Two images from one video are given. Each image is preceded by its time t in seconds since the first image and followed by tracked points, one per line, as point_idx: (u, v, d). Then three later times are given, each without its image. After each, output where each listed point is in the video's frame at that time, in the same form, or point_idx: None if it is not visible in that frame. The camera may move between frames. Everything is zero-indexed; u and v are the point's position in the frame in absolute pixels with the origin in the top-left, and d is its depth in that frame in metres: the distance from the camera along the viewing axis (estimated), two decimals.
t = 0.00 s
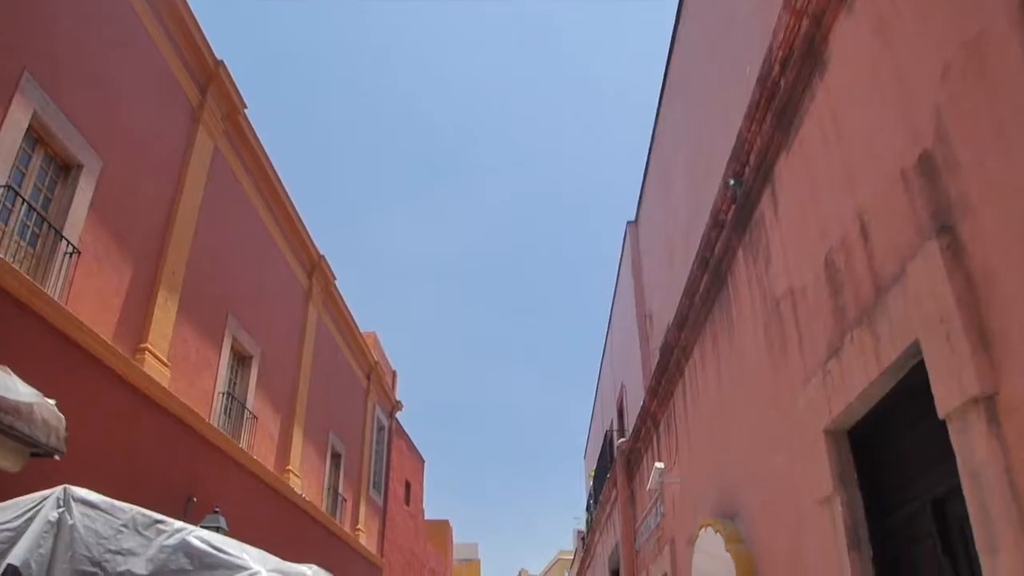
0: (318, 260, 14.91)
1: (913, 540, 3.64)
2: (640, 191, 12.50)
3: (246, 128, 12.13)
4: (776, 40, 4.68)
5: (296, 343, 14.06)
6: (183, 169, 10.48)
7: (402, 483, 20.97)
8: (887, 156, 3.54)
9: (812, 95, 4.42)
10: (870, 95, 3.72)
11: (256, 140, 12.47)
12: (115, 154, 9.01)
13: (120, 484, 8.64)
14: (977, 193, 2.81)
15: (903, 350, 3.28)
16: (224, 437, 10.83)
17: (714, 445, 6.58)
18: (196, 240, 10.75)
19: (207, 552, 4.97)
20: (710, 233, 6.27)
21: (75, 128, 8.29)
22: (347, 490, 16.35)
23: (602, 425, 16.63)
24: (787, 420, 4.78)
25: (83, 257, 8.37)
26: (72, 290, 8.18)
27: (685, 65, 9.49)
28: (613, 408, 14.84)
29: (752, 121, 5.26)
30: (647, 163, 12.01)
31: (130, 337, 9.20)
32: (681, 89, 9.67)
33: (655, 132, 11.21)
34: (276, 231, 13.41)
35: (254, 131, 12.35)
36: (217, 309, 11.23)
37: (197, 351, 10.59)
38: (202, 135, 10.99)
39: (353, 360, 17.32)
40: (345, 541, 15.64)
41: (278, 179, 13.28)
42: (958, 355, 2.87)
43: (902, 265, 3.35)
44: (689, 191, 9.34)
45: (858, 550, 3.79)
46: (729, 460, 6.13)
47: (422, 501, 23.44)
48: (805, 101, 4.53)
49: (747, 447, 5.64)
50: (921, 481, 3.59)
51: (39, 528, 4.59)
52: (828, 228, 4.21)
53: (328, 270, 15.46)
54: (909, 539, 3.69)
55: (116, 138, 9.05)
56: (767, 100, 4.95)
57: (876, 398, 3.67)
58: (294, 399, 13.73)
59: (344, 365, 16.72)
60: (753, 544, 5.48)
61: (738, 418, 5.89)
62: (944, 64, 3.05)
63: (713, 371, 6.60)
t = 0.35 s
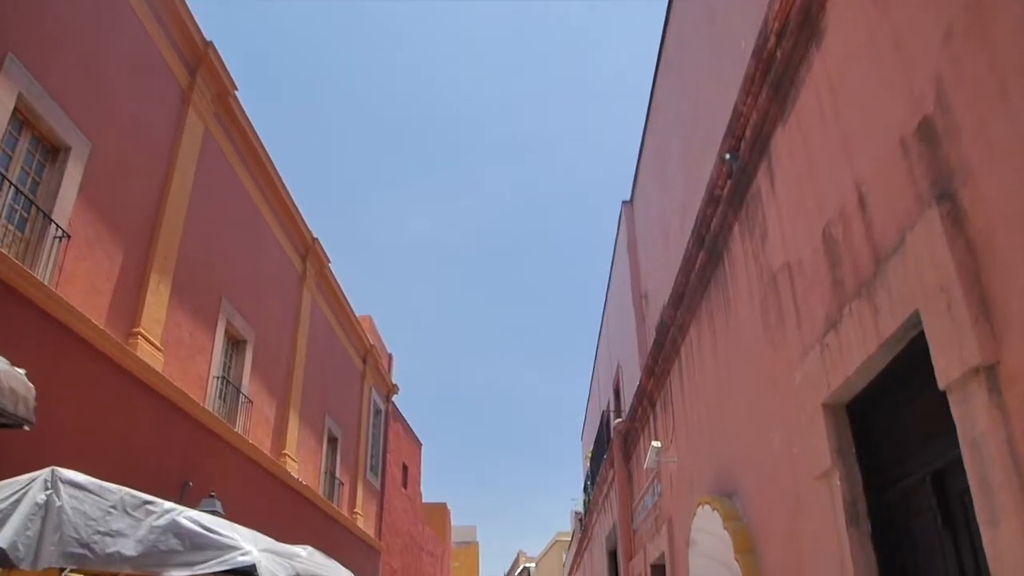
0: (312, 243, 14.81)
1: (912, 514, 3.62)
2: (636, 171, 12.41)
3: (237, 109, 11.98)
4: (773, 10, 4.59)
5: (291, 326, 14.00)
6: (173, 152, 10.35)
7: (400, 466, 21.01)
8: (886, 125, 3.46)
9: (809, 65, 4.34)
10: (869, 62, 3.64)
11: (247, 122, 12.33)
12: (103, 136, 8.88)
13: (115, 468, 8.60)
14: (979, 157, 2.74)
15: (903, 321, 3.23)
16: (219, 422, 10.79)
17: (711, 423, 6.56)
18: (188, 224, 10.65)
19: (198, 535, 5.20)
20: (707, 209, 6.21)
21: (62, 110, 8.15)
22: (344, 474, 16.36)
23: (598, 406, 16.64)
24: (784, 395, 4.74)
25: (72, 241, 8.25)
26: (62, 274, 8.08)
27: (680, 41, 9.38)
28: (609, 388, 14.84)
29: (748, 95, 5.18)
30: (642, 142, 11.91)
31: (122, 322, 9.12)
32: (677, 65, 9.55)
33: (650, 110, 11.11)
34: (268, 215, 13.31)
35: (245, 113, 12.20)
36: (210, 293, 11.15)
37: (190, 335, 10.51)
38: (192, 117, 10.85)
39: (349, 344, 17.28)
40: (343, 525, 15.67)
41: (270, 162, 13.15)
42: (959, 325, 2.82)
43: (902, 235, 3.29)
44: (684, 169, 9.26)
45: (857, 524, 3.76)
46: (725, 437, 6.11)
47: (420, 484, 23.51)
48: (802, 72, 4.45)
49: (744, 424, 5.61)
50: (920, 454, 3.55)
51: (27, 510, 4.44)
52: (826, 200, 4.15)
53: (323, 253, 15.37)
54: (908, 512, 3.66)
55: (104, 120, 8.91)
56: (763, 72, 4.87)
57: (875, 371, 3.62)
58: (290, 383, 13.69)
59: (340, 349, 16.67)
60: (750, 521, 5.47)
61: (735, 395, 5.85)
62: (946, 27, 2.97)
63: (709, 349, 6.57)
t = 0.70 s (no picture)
0: (311, 226, 14.75)
1: (914, 494, 3.58)
2: (637, 152, 12.33)
3: (234, 91, 11.88)
4: None
5: (291, 310, 13.97)
6: (170, 133, 10.26)
7: (401, 450, 21.04)
8: (892, 98, 3.39)
9: (813, 39, 4.27)
10: (874, 35, 3.56)
11: (245, 104, 12.23)
12: (99, 116, 8.80)
13: (115, 450, 8.59)
14: (987, 129, 2.67)
15: (908, 298, 3.18)
16: (219, 404, 10.78)
17: (712, 405, 6.53)
18: (186, 206, 10.58)
19: (193, 512, 5.09)
20: (708, 188, 6.16)
21: (56, 90, 8.06)
22: (345, 458, 16.38)
23: (599, 389, 16.65)
24: (786, 376, 4.71)
25: (68, 222, 8.19)
26: (58, 256, 8.03)
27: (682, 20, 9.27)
28: (610, 371, 14.83)
29: (751, 71, 5.12)
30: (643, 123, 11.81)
31: (121, 304, 9.08)
32: (678, 45, 9.45)
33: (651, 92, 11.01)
34: (267, 197, 13.24)
35: (243, 94, 12.10)
36: (209, 276, 11.10)
37: (189, 318, 10.47)
38: (190, 98, 10.76)
39: (349, 328, 17.26)
40: (344, 508, 15.71)
41: (269, 144, 13.07)
42: (965, 301, 2.77)
43: (907, 210, 3.23)
44: (686, 149, 9.18)
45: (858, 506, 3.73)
46: (726, 418, 6.08)
47: (420, 468, 23.56)
48: (805, 46, 4.38)
49: (745, 405, 5.58)
50: (923, 434, 3.51)
51: (19, 489, 4.33)
52: (829, 177, 4.09)
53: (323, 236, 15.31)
54: (910, 493, 3.62)
55: (100, 100, 8.82)
56: (766, 48, 4.79)
57: (878, 349, 3.57)
58: (290, 366, 13.67)
59: (340, 332, 16.66)
60: (750, 502, 5.44)
61: (736, 376, 5.81)
62: None
63: (710, 329, 6.52)
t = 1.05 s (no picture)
0: (307, 211, 14.66)
1: (911, 479, 3.55)
2: (634, 138, 12.26)
3: (229, 73, 11.76)
4: None
5: (286, 295, 13.90)
6: (164, 115, 10.16)
7: (395, 436, 21.04)
8: (894, 77, 3.33)
9: (813, 19, 4.20)
10: (877, 13, 3.50)
11: (240, 87, 12.11)
12: (92, 97, 8.70)
13: (108, 434, 8.55)
14: (991, 106, 2.61)
15: (908, 280, 3.13)
16: (213, 390, 10.72)
17: (708, 389, 6.49)
18: (180, 189, 10.49)
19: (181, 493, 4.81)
20: (706, 172, 6.10)
21: (47, 70, 7.95)
22: (339, 444, 16.36)
23: (594, 376, 16.65)
24: (782, 360, 4.67)
25: (60, 205, 8.10)
26: (50, 239, 7.94)
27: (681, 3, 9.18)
28: (605, 358, 14.82)
29: (750, 53, 5.05)
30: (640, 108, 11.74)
31: (114, 287, 9.00)
32: (677, 28, 9.36)
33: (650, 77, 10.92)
34: (262, 182, 13.14)
35: (237, 77, 11.98)
36: (203, 260, 11.03)
37: (183, 302, 10.40)
38: (183, 80, 10.64)
39: (344, 313, 17.20)
40: (339, 494, 15.70)
41: (264, 127, 12.95)
42: (967, 281, 2.72)
43: (908, 191, 3.18)
44: (683, 134, 9.11)
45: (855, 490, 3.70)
46: (723, 403, 6.05)
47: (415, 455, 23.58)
48: (806, 26, 4.31)
49: (742, 390, 5.53)
50: (921, 418, 3.47)
51: (4, 471, 4.15)
52: (829, 159, 4.04)
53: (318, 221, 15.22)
54: (908, 478, 3.59)
55: (92, 81, 8.71)
56: (766, 28, 4.72)
57: (877, 333, 3.53)
58: (285, 352, 13.62)
59: (335, 318, 16.60)
60: (745, 487, 5.42)
61: (733, 361, 5.77)
62: None
63: (707, 314, 6.48)
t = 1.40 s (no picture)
0: (301, 197, 14.56)
1: (914, 459, 3.51)
2: (630, 121, 12.18)
3: (221, 58, 11.64)
4: None
5: (282, 282, 13.83)
6: (155, 101, 10.04)
7: (394, 424, 21.03)
8: (895, 48, 3.26)
9: None
10: None
11: (232, 72, 11.99)
12: (82, 82, 8.59)
13: (104, 423, 8.50)
14: (997, 75, 2.54)
15: (910, 255, 3.08)
16: (209, 378, 10.66)
17: (707, 372, 6.44)
18: (173, 176, 10.39)
19: (173, 478, 4.61)
20: (704, 152, 6.03)
21: (35, 55, 7.83)
22: (337, 431, 16.33)
23: (592, 361, 16.64)
24: (782, 340, 4.63)
25: (51, 192, 8.01)
26: (41, 226, 7.85)
27: None
28: (603, 343, 14.80)
29: (749, 29, 4.97)
30: (636, 91, 11.65)
31: (107, 275, 8.92)
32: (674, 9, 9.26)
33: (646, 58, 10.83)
34: (257, 168, 13.04)
35: (229, 62, 11.85)
36: (197, 248, 10.95)
37: (177, 290, 10.32)
38: (175, 66, 10.52)
39: (341, 301, 17.14)
40: (337, 481, 15.69)
41: (257, 113, 12.84)
42: (972, 255, 2.66)
43: (911, 164, 3.11)
44: (680, 116, 9.03)
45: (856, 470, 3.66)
46: (721, 384, 6.01)
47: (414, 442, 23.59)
48: None
49: (741, 371, 5.49)
50: (924, 396, 3.43)
51: None
52: (829, 135, 3.97)
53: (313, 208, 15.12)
54: (910, 458, 3.55)
55: (82, 67, 8.60)
56: (765, 3, 4.64)
57: (879, 310, 3.48)
58: (281, 339, 13.56)
59: (332, 305, 16.54)
60: (745, 469, 5.38)
61: (732, 343, 5.72)
62: None
63: (705, 296, 6.43)
